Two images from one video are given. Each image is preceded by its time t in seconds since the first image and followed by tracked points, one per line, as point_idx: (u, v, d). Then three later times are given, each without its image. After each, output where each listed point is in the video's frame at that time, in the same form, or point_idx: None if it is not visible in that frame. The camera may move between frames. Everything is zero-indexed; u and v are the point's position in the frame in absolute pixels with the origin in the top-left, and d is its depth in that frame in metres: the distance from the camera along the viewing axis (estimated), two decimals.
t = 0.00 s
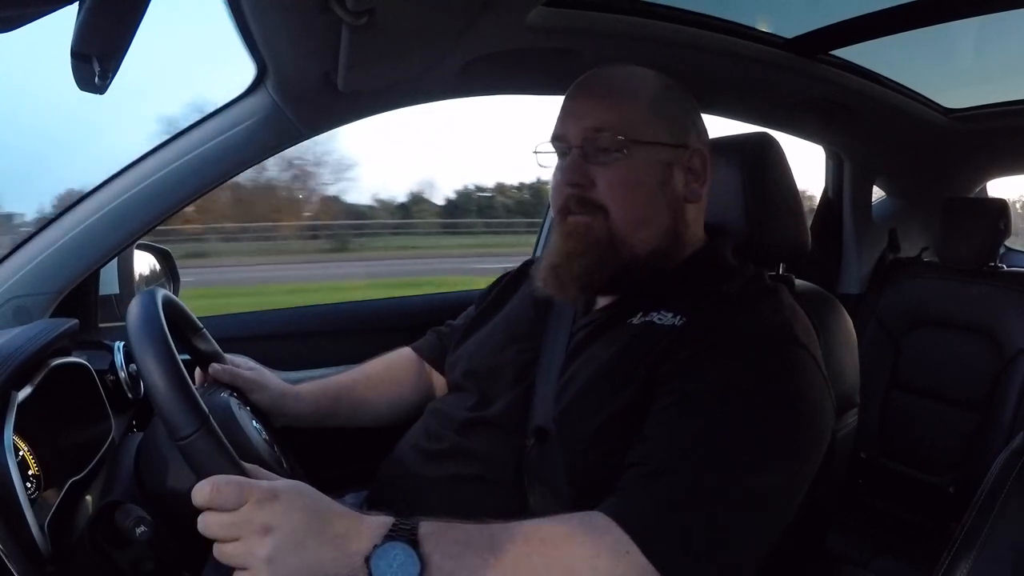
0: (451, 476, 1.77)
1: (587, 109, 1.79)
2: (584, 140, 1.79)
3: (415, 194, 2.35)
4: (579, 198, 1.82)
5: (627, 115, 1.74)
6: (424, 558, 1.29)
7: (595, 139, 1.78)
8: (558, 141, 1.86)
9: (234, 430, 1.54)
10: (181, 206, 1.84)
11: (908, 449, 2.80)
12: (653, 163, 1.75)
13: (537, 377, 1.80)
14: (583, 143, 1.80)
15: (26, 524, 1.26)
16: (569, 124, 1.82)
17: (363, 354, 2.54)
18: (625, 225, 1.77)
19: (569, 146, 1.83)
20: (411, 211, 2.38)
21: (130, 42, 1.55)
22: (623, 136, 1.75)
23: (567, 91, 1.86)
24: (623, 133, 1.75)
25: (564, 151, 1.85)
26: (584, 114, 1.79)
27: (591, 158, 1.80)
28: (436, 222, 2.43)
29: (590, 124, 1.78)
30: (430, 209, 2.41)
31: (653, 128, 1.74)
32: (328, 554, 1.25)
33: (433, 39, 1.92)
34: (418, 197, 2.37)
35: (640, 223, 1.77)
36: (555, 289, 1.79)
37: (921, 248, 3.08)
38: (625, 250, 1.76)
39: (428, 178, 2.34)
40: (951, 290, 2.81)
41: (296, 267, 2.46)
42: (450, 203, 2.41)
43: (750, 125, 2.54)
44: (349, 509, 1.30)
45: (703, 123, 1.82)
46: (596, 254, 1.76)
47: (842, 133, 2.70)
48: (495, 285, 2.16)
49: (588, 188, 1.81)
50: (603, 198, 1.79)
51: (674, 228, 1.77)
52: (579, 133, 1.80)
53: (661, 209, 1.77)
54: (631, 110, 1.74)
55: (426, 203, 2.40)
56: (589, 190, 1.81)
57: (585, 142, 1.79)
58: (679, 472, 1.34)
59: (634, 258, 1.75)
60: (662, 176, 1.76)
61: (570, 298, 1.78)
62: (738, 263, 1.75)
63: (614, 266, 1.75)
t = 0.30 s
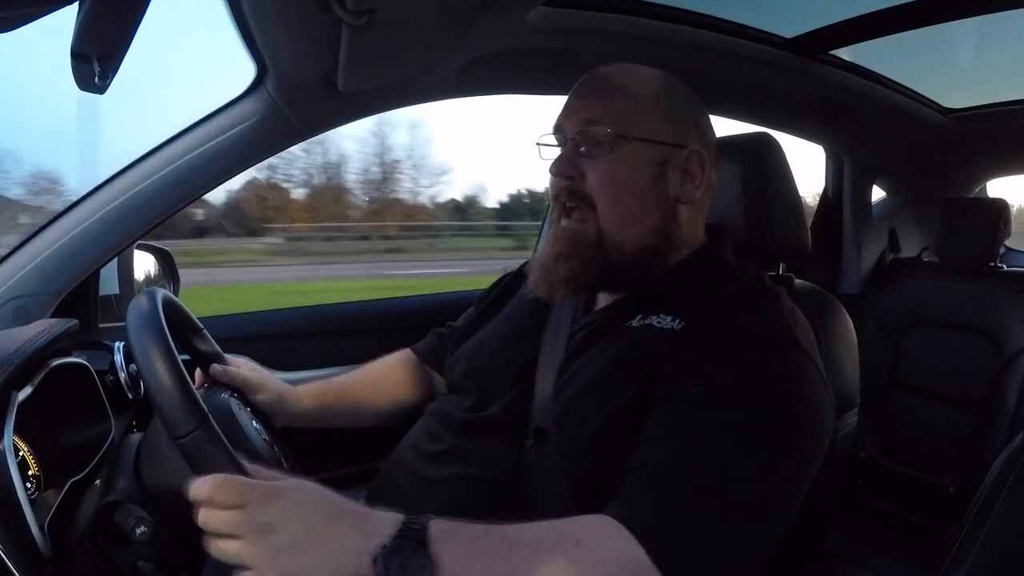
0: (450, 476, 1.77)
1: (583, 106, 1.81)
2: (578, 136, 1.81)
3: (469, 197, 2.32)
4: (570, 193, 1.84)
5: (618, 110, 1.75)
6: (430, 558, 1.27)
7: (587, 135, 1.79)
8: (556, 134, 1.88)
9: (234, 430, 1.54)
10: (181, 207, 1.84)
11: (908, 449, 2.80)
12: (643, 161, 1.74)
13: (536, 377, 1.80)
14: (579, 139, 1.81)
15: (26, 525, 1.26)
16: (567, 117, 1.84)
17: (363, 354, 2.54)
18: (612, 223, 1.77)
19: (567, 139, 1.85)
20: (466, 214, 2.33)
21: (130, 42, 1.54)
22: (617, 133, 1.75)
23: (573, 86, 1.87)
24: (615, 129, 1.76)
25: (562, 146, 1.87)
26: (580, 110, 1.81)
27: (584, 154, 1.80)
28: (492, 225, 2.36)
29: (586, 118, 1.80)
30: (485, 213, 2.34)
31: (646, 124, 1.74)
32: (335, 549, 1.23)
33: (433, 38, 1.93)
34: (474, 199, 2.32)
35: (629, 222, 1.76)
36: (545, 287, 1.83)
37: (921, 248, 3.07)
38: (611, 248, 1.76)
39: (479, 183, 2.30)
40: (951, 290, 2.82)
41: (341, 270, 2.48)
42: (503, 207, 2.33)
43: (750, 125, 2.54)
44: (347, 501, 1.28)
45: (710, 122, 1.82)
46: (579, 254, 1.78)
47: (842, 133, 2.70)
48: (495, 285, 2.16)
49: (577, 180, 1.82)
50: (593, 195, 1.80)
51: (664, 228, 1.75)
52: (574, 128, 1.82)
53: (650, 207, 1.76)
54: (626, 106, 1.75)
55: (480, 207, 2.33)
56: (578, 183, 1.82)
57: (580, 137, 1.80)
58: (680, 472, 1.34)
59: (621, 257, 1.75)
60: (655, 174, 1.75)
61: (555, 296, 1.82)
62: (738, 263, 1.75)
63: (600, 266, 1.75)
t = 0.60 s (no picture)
0: (451, 476, 1.77)
1: (576, 109, 1.81)
2: (575, 139, 1.80)
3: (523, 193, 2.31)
4: (573, 197, 1.81)
5: (612, 108, 1.77)
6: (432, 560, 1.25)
7: (586, 134, 1.78)
8: (546, 142, 1.87)
9: (235, 431, 1.53)
10: (181, 206, 1.84)
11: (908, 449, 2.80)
12: (642, 156, 1.76)
13: (537, 378, 1.80)
14: (575, 140, 1.80)
15: (26, 524, 1.25)
16: (561, 123, 1.83)
17: (363, 355, 2.55)
18: (623, 220, 1.76)
19: (561, 145, 1.84)
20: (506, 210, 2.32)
21: (130, 42, 1.53)
22: (617, 131, 1.76)
23: (556, 93, 1.87)
24: (615, 127, 1.76)
25: (556, 153, 1.86)
26: (570, 113, 1.81)
27: (584, 156, 1.79)
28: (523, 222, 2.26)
29: (583, 118, 1.79)
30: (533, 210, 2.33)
31: (639, 119, 1.76)
32: None
33: (433, 38, 1.93)
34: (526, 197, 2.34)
35: (638, 218, 1.76)
36: (563, 292, 1.77)
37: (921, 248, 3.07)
38: (625, 241, 1.75)
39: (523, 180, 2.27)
40: (951, 290, 2.82)
41: (318, 268, 2.46)
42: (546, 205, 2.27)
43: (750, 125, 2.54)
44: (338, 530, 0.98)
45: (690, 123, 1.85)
46: (596, 252, 1.75)
47: (841, 133, 2.70)
48: (494, 286, 2.16)
49: (582, 185, 1.80)
50: (600, 194, 1.78)
51: (672, 219, 1.76)
52: (569, 130, 1.81)
53: (655, 203, 1.77)
54: (621, 104, 1.77)
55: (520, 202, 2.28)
56: (583, 188, 1.80)
57: (576, 142, 1.80)
58: (680, 472, 1.34)
59: (636, 254, 1.74)
60: (659, 168, 1.76)
61: (579, 303, 1.76)
62: (738, 265, 1.75)
63: (622, 261, 1.74)
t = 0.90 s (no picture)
0: (451, 476, 1.77)
1: (581, 104, 1.80)
2: (576, 134, 1.79)
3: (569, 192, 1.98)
4: (568, 188, 1.81)
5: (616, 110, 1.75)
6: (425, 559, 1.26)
7: (586, 130, 1.78)
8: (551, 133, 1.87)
9: (234, 430, 1.53)
10: (180, 207, 1.85)
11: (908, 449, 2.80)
12: (642, 159, 1.74)
13: (537, 378, 1.80)
14: (575, 134, 1.80)
15: (26, 525, 1.26)
16: (564, 114, 1.83)
17: (362, 355, 2.55)
18: (610, 220, 1.76)
19: (564, 137, 1.84)
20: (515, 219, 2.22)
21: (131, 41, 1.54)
22: (615, 130, 1.75)
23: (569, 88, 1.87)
24: (613, 125, 1.75)
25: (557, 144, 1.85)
26: (576, 109, 1.81)
27: (581, 149, 1.79)
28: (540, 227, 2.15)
29: (585, 115, 1.79)
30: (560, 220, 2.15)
31: (642, 121, 1.74)
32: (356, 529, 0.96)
33: (433, 38, 1.93)
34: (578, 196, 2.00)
35: (626, 218, 1.75)
36: (545, 283, 1.80)
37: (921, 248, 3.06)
38: (608, 240, 1.75)
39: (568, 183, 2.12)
40: (952, 290, 2.82)
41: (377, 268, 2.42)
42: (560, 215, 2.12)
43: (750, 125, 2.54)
44: (330, 473, 0.93)
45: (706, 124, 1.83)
46: (580, 245, 1.75)
47: (840, 133, 2.70)
48: (495, 286, 2.16)
49: (575, 178, 1.80)
50: (589, 189, 1.78)
51: (664, 222, 1.75)
52: (571, 124, 1.81)
53: (647, 205, 1.75)
54: (624, 104, 1.75)
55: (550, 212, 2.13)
56: (575, 181, 1.80)
57: (576, 134, 1.80)
58: (680, 471, 1.34)
59: (619, 253, 1.73)
60: (655, 172, 1.74)
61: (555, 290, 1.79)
62: (738, 265, 1.75)
63: (601, 259, 1.73)
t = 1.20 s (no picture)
0: (451, 476, 1.77)
1: (584, 104, 1.79)
2: (578, 135, 1.79)
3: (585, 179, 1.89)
4: (569, 189, 1.80)
5: (619, 110, 1.74)
6: (418, 558, 1.28)
7: (587, 132, 1.77)
8: (555, 135, 1.85)
9: (233, 430, 1.53)
10: (180, 206, 1.85)
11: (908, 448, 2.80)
12: (643, 159, 1.73)
13: (537, 378, 1.80)
14: (577, 135, 1.79)
15: (26, 525, 1.26)
16: (564, 117, 1.82)
17: (362, 355, 2.54)
18: (611, 220, 1.76)
19: (565, 139, 1.83)
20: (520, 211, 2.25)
21: (130, 41, 1.53)
22: (616, 130, 1.74)
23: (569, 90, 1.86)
24: (614, 126, 1.74)
25: (559, 146, 1.84)
26: (578, 110, 1.80)
27: (583, 152, 1.78)
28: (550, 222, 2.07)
29: (586, 117, 1.78)
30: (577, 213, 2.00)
31: (644, 121, 1.73)
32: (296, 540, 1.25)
33: (433, 38, 1.93)
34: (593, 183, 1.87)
35: (627, 218, 1.75)
36: (544, 281, 1.79)
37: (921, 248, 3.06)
38: (611, 241, 1.75)
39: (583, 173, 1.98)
40: (952, 290, 2.82)
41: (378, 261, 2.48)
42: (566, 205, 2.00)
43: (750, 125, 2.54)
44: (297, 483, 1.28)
45: (708, 124, 1.83)
46: (579, 246, 1.75)
47: (842, 133, 2.68)
48: (496, 285, 2.16)
49: (577, 178, 1.79)
50: (592, 190, 1.77)
51: (665, 222, 1.74)
52: (573, 125, 1.80)
53: (647, 205, 1.75)
54: (626, 105, 1.74)
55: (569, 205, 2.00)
56: (578, 181, 1.79)
57: (578, 137, 1.79)
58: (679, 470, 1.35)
59: (619, 256, 1.73)
60: (655, 172, 1.73)
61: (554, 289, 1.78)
62: (738, 264, 1.75)
63: (602, 258, 1.73)
